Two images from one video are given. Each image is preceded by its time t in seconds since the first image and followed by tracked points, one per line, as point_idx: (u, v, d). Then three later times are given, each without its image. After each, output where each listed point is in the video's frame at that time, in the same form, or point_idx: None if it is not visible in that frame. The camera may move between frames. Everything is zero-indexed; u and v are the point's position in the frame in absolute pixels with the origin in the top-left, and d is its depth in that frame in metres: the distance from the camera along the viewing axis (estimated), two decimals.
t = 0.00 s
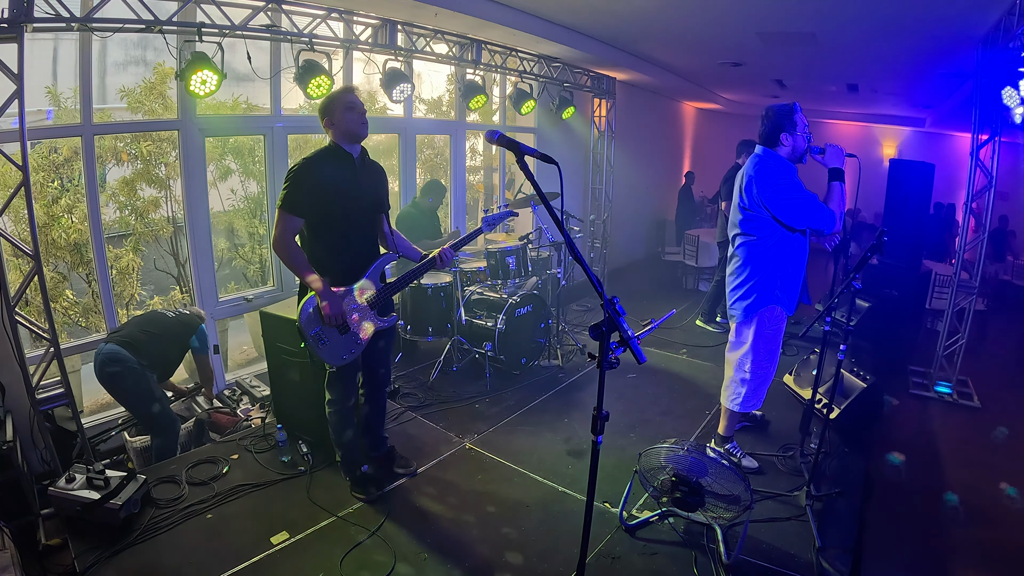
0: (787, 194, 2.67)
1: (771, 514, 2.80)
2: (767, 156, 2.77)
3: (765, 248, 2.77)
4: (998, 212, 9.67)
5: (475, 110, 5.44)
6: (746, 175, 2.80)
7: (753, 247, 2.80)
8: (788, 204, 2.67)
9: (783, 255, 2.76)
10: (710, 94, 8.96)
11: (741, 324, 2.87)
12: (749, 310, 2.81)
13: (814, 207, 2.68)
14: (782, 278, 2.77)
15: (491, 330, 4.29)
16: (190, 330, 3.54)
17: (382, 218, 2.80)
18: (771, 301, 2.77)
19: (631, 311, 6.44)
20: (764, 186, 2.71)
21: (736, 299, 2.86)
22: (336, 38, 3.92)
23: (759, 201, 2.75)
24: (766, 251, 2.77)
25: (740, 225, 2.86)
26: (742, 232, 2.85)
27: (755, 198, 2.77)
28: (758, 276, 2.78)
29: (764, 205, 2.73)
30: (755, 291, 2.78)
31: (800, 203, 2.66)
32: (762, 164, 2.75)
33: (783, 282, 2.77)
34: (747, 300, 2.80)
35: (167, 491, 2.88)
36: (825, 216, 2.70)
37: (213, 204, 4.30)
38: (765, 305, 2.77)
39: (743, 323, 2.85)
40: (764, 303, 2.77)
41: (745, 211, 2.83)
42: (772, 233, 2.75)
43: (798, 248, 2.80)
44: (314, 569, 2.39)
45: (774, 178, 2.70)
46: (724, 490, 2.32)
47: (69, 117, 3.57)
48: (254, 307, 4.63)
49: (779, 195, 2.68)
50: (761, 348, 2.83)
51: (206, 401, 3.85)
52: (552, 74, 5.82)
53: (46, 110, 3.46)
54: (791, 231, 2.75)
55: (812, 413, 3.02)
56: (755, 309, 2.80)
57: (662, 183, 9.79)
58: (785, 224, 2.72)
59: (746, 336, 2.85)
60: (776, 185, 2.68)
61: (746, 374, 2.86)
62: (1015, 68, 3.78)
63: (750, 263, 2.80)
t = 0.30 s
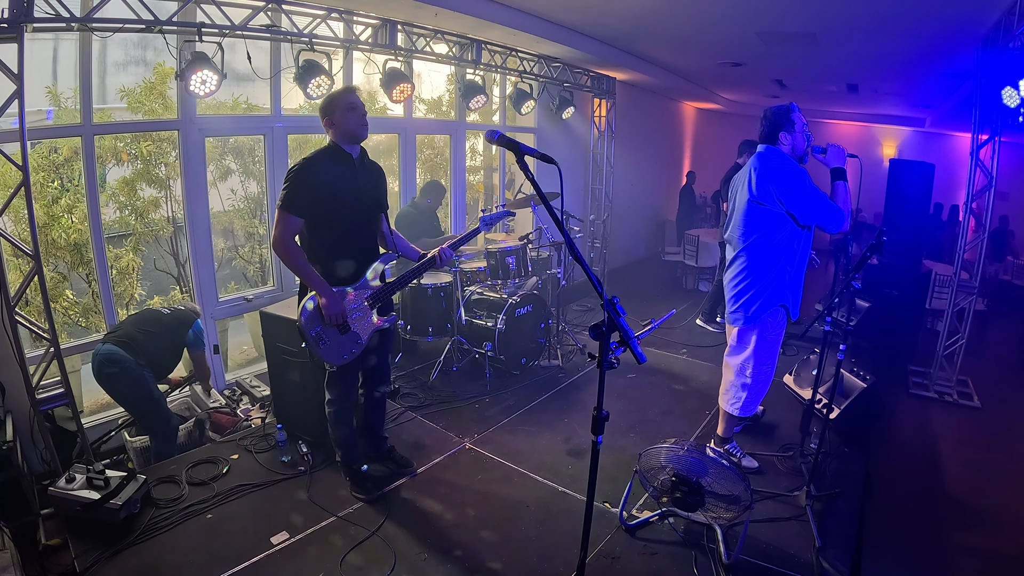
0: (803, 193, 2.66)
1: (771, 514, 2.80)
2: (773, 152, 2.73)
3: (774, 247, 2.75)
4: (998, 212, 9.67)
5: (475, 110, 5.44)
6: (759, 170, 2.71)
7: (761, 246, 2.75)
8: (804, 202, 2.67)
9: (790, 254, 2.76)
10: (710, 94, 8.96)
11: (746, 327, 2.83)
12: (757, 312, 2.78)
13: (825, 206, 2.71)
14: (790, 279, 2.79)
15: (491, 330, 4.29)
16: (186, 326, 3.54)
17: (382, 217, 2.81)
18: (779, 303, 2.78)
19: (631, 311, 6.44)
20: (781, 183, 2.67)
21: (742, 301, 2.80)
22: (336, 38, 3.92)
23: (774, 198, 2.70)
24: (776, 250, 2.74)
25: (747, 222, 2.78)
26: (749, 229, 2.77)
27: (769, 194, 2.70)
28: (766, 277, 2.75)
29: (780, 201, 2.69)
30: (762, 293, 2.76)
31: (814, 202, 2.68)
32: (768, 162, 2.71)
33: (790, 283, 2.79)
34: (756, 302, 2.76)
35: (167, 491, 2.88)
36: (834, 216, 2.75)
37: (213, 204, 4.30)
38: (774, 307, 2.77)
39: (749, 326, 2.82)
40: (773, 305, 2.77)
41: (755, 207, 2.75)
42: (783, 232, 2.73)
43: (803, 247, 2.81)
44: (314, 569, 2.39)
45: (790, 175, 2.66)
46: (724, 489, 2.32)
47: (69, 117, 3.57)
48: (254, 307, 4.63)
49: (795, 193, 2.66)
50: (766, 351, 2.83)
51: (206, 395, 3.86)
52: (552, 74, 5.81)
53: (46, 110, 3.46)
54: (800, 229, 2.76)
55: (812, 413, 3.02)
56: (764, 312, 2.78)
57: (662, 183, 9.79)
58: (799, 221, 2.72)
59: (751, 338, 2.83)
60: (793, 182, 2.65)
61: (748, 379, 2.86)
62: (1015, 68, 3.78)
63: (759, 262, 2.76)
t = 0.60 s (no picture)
0: (803, 193, 2.66)
1: (771, 514, 2.80)
2: (775, 152, 2.73)
3: (775, 248, 2.74)
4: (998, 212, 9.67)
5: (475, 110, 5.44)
6: (762, 170, 2.71)
7: (762, 246, 2.75)
8: (806, 202, 2.67)
9: (791, 255, 2.76)
10: (710, 94, 8.96)
11: (746, 327, 2.84)
12: (758, 312, 2.78)
13: (827, 206, 2.71)
14: (791, 280, 2.78)
15: (491, 330, 4.30)
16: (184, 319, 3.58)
17: (382, 217, 2.82)
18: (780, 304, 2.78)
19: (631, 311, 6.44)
20: (783, 182, 2.67)
21: (742, 301, 2.81)
22: (336, 38, 3.91)
23: (777, 197, 2.70)
24: (777, 250, 2.74)
25: (749, 222, 2.78)
26: (750, 229, 2.77)
27: (772, 193, 2.70)
28: (767, 278, 2.75)
29: (783, 200, 2.69)
30: (763, 293, 2.76)
31: (816, 202, 2.68)
32: (769, 162, 2.71)
33: (791, 284, 2.79)
34: (757, 303, 2.77)
35: (167, 491, 2.88)
36: (835, 216, 2.75)
37: (213, 204, 4.30)
38: (774, 307, 2.77)
39: (749, 327, 2.82)
40: (774, 306, 2.77)
41: (755, 207, 2.76)
42: (784, 232, 2.73)
43: (805, 248, 2.81)
44: (314, 569, 2.39)
45: (792, 174, 2.66)
46: (724, 489, 2.32)
47: (69, 117, 3.57)
48: (254, 307, 4.63)
49: (798, 193, 2.66)
50: (766, 352, 2.83)
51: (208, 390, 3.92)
52: (552, 74, 5.81)
53: (46, 110, 3.46)
54: (802, 229, 2.76)
55: (812, 413, 3.02)
56: (764, 312, 2.78)
57: (662, 183, 9.79)
58: (801, 221, 2.72)
59: (751, 339, 2.84)
60: (795, 182, 2.65)
61: (748, 381, 2.87)
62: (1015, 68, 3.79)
63: (760, 262, 2.75)
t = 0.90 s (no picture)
0: (804, 193, 2.65)
1: (771, 514, 2.80)
2: (773, 152, 2.74)
3: (777, 247, 2.74)
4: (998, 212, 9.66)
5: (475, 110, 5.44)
6: (759, 170, 2.73)
7: (758, 244, 2.77)
8: (800, 202, 2.65)
9: (788, 254, 2.75)
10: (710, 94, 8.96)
11: (744, 324, 2.86)
12: (755, 309, 2.80)
13: (822, 207, 2.67)
14: (787, 279, 2.76)
15: (491, 330, 4.30)
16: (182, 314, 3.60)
17: (382, 217, 2.82)
18: (776, 302, 2.77)
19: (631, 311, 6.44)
20: (776, 183, 2.67)
21: (742, 297, 2.84)
22: (336, 39, 3.91)
23: (770, 198, 2.71)
24: (774, 249, 2.74)
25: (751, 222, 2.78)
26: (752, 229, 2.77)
27: (765, 194, 2.72)
28: (761, 276, 2.77)
29: (779, 201, 2.69)
30: (758, 291, 2.77)
31: (811, 202, 2.65)
32: (770, 162, 2.71)
33: (788, 282, 2.77)
34: (754, 300, 2.78)
35: (167, 491, 2.88)
36: (832, 216, 2.70)
37: (213, 204, 4.30)
38: (770, 305, 2.77)
39: (747, 322, 2.84)
40: (772, 304, 2.77)
41: (756, 206, 2.76)
42: (785, 232, 2.73)
43: (804, 247, 2.78)
44: (314, 569, 2.39)
45: (786, 174, 2.67)
46: (724, 489, 2.32)
47: (69, 117, 3.57)
48: (254, 307, 4.63)
49: (791, 193, 2.64)
50: (764, 348, 2.83)
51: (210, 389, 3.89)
52: (552, 74, 5.81)
53: (46, 110, 3.46)
54: (798, 230, 2.74)
55: (812, 413, 3.02)
56: (763, 311, 2.78)
57: (662, 183, 9.79)
58: (796, 221, 2.70)
59: (750, 337, 2.84)
60: (789, 182, 2.65)
61: (747, 376, 2.87)
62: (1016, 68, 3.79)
63: (761, 262, 2.76)
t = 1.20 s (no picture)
0: (802, 193, 2.66)
1: (771, 514, 2.80)
2: (768, 154, 2.78)
3: (779, 247, 2.76)
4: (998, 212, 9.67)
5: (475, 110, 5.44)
6: (756, 172, 2.77)
7: (755, 242, 2.82)
8: (787, 202, 2.67)
9: (786, 253, 2.75)
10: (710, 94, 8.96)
11: (746, 318, 2.89)
12: (755, 303, 2.82)
13: (811, 207, 2.66)
14: (783, 276, 2.76)
15: (491, 330, 4.30)
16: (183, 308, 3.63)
17: (381, 216, 2.82)
18: (773, 298, 2.77)
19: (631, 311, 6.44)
20: (765, 184, 2.73)
21: (743, 292, 2.87)
22: (336, 38, 3.91)
23: (761, 199, 2.76)
24: (772, 247, 2.76)
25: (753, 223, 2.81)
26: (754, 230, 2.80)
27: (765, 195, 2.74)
28: (757, 272, 2.81)
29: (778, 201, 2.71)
30: (755, 287, 2.81)
31: (805, 202, 2.66)
32: (770, 165, 2.74)
33: (784, 279, 2.76)
34: (756, 299, 2.80)
35: (167, 491, 2.88)
36: (820, 216, 2.68)
37: (213, 204, 4.30)
38: (766, 300, 2.78)
39: (749, 317, 2.86)
40: (773, 303, 2.78)
41: (758, 208, 2.79)
42: (786, 231, 2.74)
43: (800, 246, 2.77)
44: (314, 569, 2.39)
45: (775, 176, 2.72)
46: (724, 490, 2.32)
47: (69, 117, 3.57)
48: (254, 307, 4.63)
49: (780, 193, 2.68)
50: (764, 341, 2.83)
51: (209, 371, 3.78)
52: (552, 74, 5.81)
53: (46, 110, 3.46)
54: (790, 230, 2.74)
55: (812, 413, 3.01)
56: (765, 309, 2.79)
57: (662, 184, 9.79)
58: (785, 221, 2.71)
59: (753, 335, 2.86)
60: (776, 183, 2.69)
61: (751, 369, 2.87)
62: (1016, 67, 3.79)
63: (763, 262, 2.78)
